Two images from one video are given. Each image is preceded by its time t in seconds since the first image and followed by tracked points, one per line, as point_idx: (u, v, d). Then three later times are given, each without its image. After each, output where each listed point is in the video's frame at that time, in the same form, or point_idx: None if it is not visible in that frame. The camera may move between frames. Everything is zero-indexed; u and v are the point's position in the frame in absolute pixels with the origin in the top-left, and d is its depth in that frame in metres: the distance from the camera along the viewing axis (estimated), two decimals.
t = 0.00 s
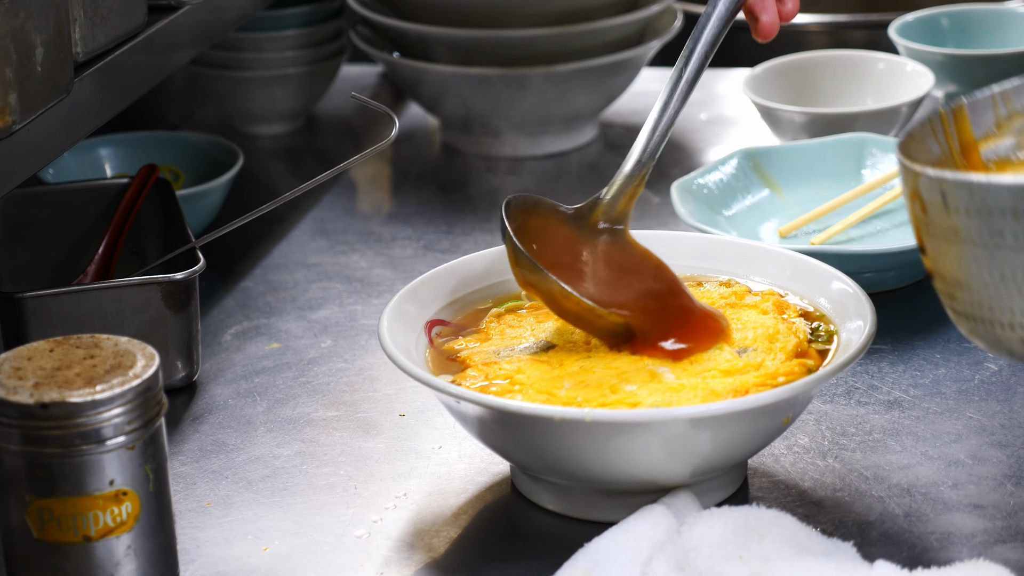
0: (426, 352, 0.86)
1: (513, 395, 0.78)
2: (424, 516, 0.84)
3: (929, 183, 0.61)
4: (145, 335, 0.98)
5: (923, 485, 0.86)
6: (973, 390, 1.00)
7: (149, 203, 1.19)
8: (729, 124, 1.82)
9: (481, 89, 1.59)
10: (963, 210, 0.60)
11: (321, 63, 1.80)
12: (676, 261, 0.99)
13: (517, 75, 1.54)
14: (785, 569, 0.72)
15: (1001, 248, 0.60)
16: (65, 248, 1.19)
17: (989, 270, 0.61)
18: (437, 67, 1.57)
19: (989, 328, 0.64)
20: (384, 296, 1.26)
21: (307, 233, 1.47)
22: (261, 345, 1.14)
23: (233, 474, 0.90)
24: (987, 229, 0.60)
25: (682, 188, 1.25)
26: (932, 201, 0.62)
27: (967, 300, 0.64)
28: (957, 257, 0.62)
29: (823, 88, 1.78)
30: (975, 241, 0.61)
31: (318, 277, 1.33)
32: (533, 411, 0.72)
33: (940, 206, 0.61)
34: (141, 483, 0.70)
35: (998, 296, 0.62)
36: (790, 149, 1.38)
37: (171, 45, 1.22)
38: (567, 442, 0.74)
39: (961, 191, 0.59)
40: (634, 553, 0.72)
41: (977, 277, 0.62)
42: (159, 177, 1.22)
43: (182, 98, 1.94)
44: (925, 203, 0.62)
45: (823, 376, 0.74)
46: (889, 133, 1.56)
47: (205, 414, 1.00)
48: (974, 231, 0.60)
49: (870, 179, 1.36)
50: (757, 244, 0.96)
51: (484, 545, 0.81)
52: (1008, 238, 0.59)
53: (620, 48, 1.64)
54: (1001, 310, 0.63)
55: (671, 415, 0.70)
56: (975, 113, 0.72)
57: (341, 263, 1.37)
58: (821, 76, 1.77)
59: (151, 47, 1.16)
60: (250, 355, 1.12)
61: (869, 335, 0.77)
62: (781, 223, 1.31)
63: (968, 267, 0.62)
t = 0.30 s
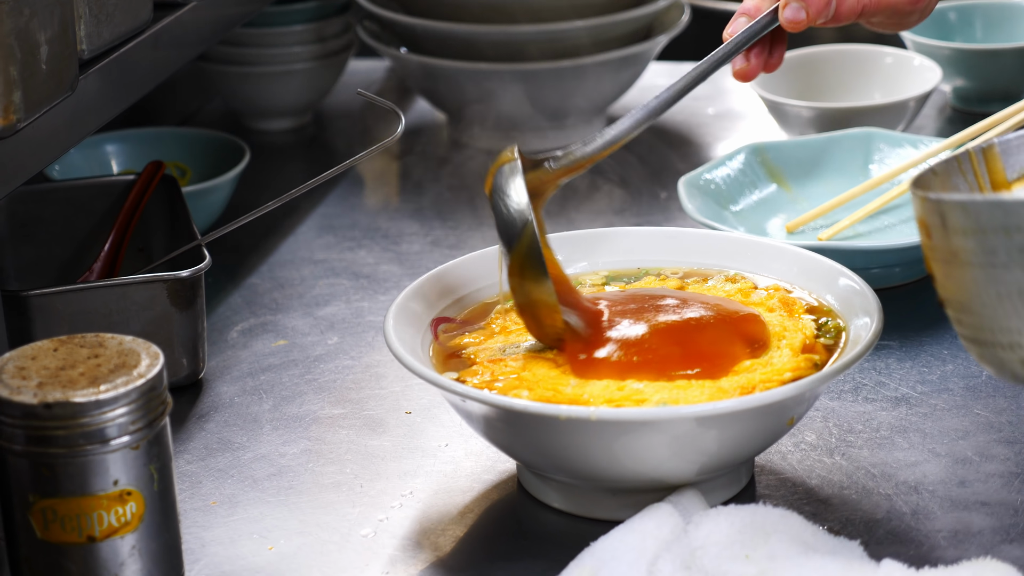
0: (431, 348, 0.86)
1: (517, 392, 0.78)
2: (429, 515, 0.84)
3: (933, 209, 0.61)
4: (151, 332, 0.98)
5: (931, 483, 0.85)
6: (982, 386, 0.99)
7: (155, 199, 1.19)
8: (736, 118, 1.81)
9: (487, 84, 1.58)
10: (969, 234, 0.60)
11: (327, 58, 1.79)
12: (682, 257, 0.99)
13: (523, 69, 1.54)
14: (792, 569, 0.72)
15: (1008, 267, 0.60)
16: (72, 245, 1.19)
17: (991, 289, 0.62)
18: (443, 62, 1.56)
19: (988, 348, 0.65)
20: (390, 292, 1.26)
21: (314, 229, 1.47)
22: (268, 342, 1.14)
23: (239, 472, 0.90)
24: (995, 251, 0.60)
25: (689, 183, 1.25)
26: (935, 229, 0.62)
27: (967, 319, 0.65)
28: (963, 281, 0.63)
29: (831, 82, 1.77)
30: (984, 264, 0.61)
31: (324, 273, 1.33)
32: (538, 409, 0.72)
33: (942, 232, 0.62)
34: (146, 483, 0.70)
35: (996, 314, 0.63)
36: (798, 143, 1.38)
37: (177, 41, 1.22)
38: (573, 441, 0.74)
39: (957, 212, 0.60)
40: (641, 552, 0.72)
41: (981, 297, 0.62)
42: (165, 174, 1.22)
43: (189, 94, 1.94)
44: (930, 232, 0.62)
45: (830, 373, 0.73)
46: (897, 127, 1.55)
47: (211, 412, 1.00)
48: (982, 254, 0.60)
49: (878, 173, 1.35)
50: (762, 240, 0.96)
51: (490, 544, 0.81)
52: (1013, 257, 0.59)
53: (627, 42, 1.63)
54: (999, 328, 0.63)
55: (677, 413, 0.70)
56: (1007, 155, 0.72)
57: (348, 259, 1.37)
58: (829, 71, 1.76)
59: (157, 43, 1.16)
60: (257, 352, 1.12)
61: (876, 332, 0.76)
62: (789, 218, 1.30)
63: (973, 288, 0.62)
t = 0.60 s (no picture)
0: (433, 349, 0.85)
1: (520, 392, 0.78)
2: (432, 516, 0.84)
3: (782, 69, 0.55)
4: (153, 334, 0.98)
5: (935, 483, 0.85)
6: (986, 385, 0.99)
7: (157, 200, 1.19)
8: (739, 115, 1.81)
9: (488, 82, 1.57)
10: (807, 76, 0.53)
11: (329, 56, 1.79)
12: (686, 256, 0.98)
13: (525, 67, 1.53)
14: (796, 570, 0.71)
15: (838, 104, 0.52)
16: (74, 246, 1.19)
17: (821, 140, 0.54)
18: (444, 60, 1.56)
19: (824, 218, 0.57)
20: (392, 292, 1.25)
21: (316, 228, 1.46)
22: (270, 343, 1.14)
23: (242, 474, 0.90)
24: (823, 87, 0.53)
25: (691, 182, 1.25)
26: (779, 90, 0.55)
27: (805, 187, 0.57)
28: (798, 137, 0.55)
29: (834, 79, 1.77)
30: (816, 107, 0.53)
31: (326, 273, 1.32)
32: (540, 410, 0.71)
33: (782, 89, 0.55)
34: (148, 487, 0.70)
35: (824, 165, 0.54)
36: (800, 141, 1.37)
37: (178, 42, 1.22)
38: (576, 442, 0.74)
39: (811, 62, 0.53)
40: (644, 553, 0.72)
41: (812, 152, 0.55)
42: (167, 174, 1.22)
43: (191, 93, 1.94)
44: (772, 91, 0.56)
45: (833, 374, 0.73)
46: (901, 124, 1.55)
47: (214, 414, 1.00)
48: (813, 94, 0.53)
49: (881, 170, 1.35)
50: (765, 238, 0.95)
51: (492, 546, 0.80)
52: (846, 89, 0.52)
53: (628, 40, 1.63)
54: (827, 186, 0.55)
55: (681, 414, 0.69)
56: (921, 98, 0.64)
57: (350, 259, 1.36)
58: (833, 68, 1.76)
59: (158, 43, 1.16)
60: (259, 353, 1.12)
61: (880, 332, 0.76)
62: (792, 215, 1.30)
63: (805, 143, 0.55)
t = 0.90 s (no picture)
0: (434, 352, 0.85)
1: (522, 395, 0.78)
2: (434, 520, 0.83)
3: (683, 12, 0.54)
4: (155, 337, 0.98)
5: (937, 485, 0.85)
6: (988, 386, 0.99)
7: (157, 201, 1.18)
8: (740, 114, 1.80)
9: (488, 82, 1.57)
10: (703, 22, 0.52)
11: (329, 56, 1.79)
12: (688, 257, 0.98)
13: (525, 67, 1.53)
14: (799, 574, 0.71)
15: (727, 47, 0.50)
16: (75, 248, 1.19)
17: (714, 84, 0.52)
18: (444, 60, 1.56)
19: (722, 165, 0.53)
20: (394, 293, 1.25)
21: (317, 229, 1.46)
22: (271, 345, 1.14)
23: (244, 477, 0.90)
24: (718, 35, 0.51)
25: (692, 182, 1.24)
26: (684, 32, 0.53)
27: (707, 138, 0.54)
28: (696, 82, 0.53)
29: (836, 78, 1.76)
30: (710, 51, 0.51)
31: (327, 274, 1.32)
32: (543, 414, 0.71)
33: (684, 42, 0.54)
34: (150, 492, 0.69)
35: (721, 110, 0.51)
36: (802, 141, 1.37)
37: (178, 43, 1.21)
38: (577, 446, 0.73)
39: None
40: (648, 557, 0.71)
41: (705, 99, 0.52)
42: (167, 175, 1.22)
43: (191, 93, 1.94)
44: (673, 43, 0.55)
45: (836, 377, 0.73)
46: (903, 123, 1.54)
47: (215, 417, 1.00)
48: (709, 41, 0.51)
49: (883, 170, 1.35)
50: (767, 239, 0.95)
51: (495, 549, 0.80)
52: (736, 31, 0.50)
53: (629, 39, 1.63)
54: (724, 131, 0.52)
55: (684, 418, 0.69)
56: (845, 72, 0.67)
57: (351, 260, 1.36)
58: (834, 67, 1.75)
59: (158, 44, 1.15)
60: (260, 355, 1.12)
61: (882, 334, 0.76)
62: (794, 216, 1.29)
63: (704, 88, 0.52)
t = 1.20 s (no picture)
0: (436, 357, 0.85)
1: (525, 400, 0.77)
2: (437, 525, 0.83)
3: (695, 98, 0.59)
4: (155, 341, 0.97)
5: (944, 489, 0.84)
6: (992, 389, 0.98)
7: (157, 205, 1.18)
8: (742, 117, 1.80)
9: (490, 85, 1.57)
10: (718, 113, 0.58)
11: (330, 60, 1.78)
12: (691, 261, 0.98)
13: (526, 70, 1.53)
14: None
15: (750, 147, 0.57)
16: (74, 252, 1.18)
17: (740, 175, 0.59)
18: (446, 63, 1.55)
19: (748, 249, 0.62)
20: (395, 297, 1.25)
21: (318, 233, 1.46)
22: (272, 349, 1.13)
23: (244, 483, 0.89)
24: (738, 131, 0.57)
25: (696, 185, 1.24)
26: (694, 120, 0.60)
27: (730, 219, 0.62)
28: (719, 168, 0.60)
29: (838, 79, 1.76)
30: (732, 146, 0.58)
31: (328, 278, 1.32)
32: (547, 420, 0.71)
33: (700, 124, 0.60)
34: (150, 499, 0.69)
35: (745, 203, 0.60)
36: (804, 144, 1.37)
37: (178, 47, 1.21)
38: (582, 451, 0.73)
39: (731, 94, 0.57)
40: (652, 563, 0.71)
41: (734, 184, 0.60)
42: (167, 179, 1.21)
43: (191, 96, 1.93)
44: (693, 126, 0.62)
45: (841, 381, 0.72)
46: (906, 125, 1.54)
47: (216, 422, 0.99)
48: (730, 134, 0.58)
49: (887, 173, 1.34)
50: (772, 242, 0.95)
51: (497, 555, 0.79)
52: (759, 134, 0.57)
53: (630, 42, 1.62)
54: (751, 218, 0.60)
55: (687, 423, 0.68)
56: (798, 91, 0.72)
57: (352, 264, 1.36)
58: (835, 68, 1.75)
59: (158, 48, 1.15)
60: (261, 360, 1.11)
61: (887, 338, 0.75)
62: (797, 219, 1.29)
63: (727, 176, 0.60)
